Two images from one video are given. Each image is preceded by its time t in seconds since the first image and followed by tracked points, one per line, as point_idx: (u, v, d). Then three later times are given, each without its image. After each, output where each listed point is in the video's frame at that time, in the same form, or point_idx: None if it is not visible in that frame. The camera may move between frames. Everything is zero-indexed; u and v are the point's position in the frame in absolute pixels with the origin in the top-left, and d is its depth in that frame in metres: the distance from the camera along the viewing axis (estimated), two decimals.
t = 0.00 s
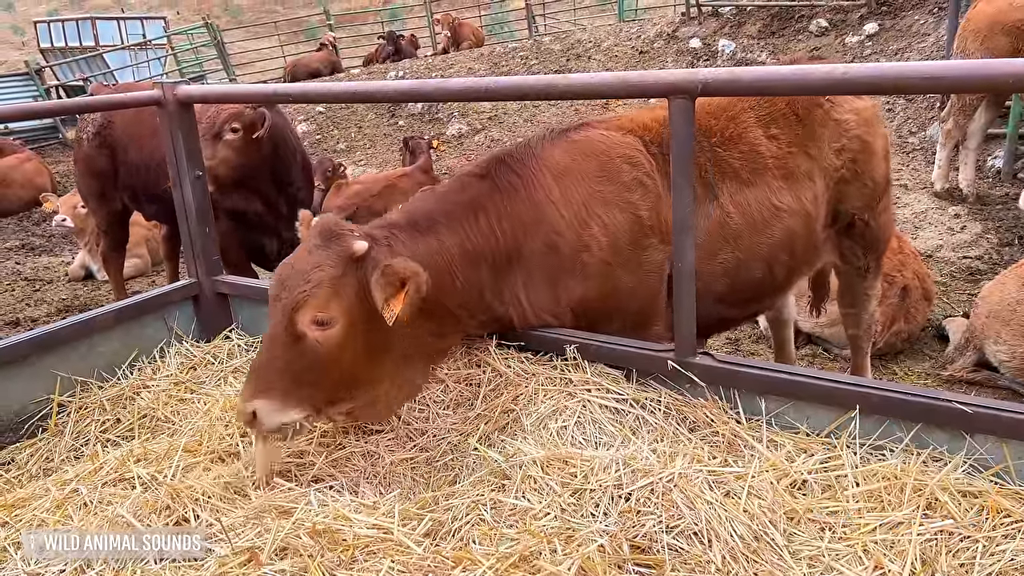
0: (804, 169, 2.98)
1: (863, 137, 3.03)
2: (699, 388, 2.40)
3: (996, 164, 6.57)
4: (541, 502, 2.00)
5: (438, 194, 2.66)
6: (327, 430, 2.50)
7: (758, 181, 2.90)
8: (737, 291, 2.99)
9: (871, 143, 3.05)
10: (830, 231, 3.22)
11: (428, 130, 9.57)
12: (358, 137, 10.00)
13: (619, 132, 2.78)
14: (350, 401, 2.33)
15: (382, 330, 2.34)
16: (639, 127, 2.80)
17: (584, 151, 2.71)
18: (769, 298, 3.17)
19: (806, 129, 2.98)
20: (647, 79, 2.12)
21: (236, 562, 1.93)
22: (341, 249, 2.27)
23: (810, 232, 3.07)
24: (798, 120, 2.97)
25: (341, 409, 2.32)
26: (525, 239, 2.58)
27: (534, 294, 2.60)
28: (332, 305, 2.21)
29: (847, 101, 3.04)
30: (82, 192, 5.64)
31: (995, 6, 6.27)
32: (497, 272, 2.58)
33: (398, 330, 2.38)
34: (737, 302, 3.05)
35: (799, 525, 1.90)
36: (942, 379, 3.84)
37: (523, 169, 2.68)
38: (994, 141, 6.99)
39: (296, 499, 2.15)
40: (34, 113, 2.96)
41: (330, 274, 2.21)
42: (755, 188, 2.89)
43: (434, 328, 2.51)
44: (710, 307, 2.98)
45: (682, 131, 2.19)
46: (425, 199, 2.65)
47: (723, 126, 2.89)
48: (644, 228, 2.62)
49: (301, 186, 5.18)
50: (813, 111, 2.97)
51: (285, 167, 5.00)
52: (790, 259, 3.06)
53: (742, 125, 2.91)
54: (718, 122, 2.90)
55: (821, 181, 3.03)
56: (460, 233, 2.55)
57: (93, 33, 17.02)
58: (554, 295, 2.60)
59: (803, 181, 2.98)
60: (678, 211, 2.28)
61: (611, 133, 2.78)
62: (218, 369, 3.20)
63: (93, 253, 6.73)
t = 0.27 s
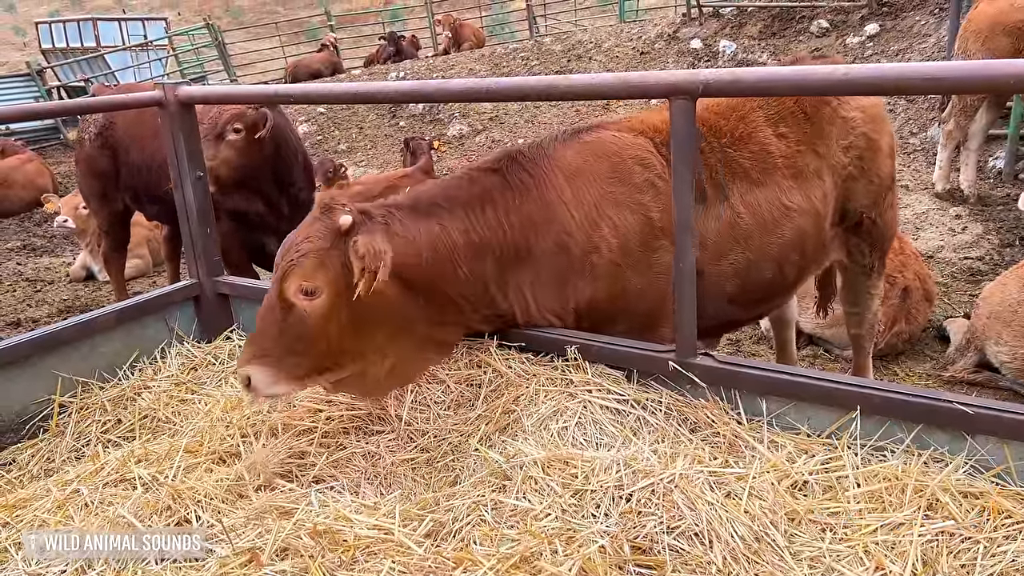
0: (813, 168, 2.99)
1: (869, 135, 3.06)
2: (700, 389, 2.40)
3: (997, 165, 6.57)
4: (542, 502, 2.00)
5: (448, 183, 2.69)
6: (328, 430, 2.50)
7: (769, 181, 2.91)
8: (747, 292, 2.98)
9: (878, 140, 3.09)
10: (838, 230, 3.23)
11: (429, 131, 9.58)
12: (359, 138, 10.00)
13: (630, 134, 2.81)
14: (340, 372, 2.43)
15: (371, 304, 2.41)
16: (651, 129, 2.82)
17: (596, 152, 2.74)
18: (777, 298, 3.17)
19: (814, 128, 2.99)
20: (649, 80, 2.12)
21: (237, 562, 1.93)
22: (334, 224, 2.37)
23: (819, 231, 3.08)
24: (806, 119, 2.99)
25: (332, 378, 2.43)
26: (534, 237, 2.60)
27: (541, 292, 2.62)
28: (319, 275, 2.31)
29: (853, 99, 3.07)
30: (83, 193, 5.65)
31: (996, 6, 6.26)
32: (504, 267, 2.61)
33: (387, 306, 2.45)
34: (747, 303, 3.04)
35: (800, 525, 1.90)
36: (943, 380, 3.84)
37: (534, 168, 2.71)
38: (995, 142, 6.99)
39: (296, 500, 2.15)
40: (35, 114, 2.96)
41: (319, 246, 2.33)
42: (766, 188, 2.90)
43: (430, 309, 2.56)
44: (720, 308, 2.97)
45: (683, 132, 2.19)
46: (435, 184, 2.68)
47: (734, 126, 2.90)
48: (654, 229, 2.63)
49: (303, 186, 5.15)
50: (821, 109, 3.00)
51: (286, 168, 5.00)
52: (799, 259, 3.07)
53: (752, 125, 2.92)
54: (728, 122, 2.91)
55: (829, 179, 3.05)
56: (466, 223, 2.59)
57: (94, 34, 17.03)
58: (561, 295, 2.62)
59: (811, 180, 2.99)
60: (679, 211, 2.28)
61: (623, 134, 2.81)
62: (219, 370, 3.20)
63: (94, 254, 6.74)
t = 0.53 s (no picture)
0: (818, 167, 3.00)
1: (872, 134, 3.07)
2: (700, 390, 2.40)
3: (998, 166, 6.56)
4: (542, 503, 2.00)
5: (451, 179, 2.73)
6: (329, 430, 2.50)
7: (774, 181, 2.91)
8: (753, 292, 2.97)
9: (881, 139, 3.09)
10: (843, 229, 3.23)
11: (430, 132, 9.59)
12: (360, 138, 10.00)
13: (636, 134, 2.81)
14: (329, 355, 2.48)
15: (363, 289, 2.46)
16: (655, 131, 2.82)
17: (601, 152, 2.74)
18: (782, 299, 3.17)
19: (818, 127, 3.00)
20: (649, 80, 2.12)
21: (238, 562, 1.93)
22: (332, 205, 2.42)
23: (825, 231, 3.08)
24: (810, 118, 2.99)
25: (320, 361, 2.48)
26: (535, 235, 2.61)
27: (540, 291, 2.64)
28: (313, 256, 2.36)
29: (856, 98, 3.08)
30: (85, 193, 5.66)
31: (997, 7, 6.26)
32: (503, 264, 2.64)
33: (379, 292, 2.49)
34: (752, 304, 3.04)
35: (800, 527, 1.89)
36: (944, 381, 3.84)
37: (537, 167, 2.72)
38: (996, 143, 6.99)
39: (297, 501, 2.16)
40: (36, 114, 2.96)
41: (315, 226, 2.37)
42: (771, 188, 2.90)
43: (424, 300, 2.61)
44: (725, 309, 2.97)
45: (683, 132, 2.19)
46: (438, 179, 2.72)
47: (739, 126, 2.90)
48: (658, 230, 2.62)
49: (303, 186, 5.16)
50: (825, 108, 3.00)
51: (287, 168, 5.01)
52: (805, 259, 3.07)
53: (756, 125, 2.93)
54: (733, 123, 2.91)
55: (834, 178, 3.06)
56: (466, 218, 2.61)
57: (95, 34, 17.04)
58: (560, 294, 2.63)
59: (817, 179, 3.00)
60: (679, 211, 2.28)
61: (627, 136, 2.80)
62: (219, 371, 3.20)
63: (95, 254, 6.74)
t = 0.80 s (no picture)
0: (820, 168, 3.00)
1: (875, 134, 3.07)
2: (701, 391, 2.40)
3: (999, 167, 6.56)
4: (543, 504, 1.99)
5: (453, 173, 2.73)
6: (329, 431, 2.50)
7: (776, 183, 2.91)
8: (755, 294, 2.98)
9: (883, 139, 3.10)
10: (845, 230, 3.23)
11: (430, 133, 9.59)
12: (361, 139, 10.01)
13: (638, 135, 2.81)
14: (333, 342, 2.50)
15: (367, 275, 2.47)
16: (657, 132, 2.82)
17: (603, 153, 2.74)
18: (784, 300, 3.17)
19: (820, 128, 3.00)
20: (650, 81, 2.12)
21: (239, 563, 1.93)
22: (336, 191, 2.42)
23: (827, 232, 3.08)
24: (813, 120, 2.99)
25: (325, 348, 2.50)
26: (536, 231, 2.61)
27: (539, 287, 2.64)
28: (316, 242, 2.37)
29: (858, 99, 3.07)
30: (89, 193, 5.69)
31: (998, 8, 6.26)
32: (503, 258, 2.63)
33: (382, 280, 2.50)
34: (754, 305, 3.04)
35: (801, 527, 1.89)
36: (945, 381, 3.84)
37: (540, 167, 2.73)
38: (997, 144, 6.98)
39: (297, 502, 2.16)
40: (37, 115, 2.96)
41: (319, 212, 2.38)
42: (774, 189, 2.90)
43: (425, 292, 2.60)
44: (728, 310, 2.97)
45: (685, 134, 2.19)
46: (440, 172, 2.72)
47: (741, 128, 2.90)
48: (659, 231, 2.62)
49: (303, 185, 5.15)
50: (828, 109, 2.99)
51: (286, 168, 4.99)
52: (807, 261, 3.06)
53: (759, 127, 2.93)
54: (736, 125, 2.91)
55: (837, 179, 3.05)
56: (468, 211, 2.61)
57: (96, 35, 17.06)
58: (559, 292, 2.63)
59: (819, 181, 3.00)
60: (680, 212, 2.28)
61: (629, 137, 2.80)
62: (220, 372, 3.20)
63: (96, 255, 6.75)
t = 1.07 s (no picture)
0: (822, 169, 2.99)
1: (877, 135, 3.08)
2: (702, 391, 2.40)
3: (999, 168, 6.56)
4: (543, 505, 1.99)
5: (456, 170, 2.77)
6: (330, 432, 2.50)
7: (779, 184, 2.90)
8: (756, 295, 2.97)
9: (885, 140, 3.10)
10: (847, 231, 3.23)
11: (431, 134, 9.59)
12: (361, 140, 10.01)
13: (640, 136, 2.82)
14: (332, 333, 2.57)
15: (367, 270, 2.53)
16: (659, 134, 2.83)
17: (605, 153, 2.74)
18: (786, 301, 3.17)
19: (822, 129, 2.99)
20: (651, 82, 2.12)
21: (240, 564, 1.93)
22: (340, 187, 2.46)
23: (829, 233, 3.08)
24: (815, 120, 2.99)
25: (324, 340, 2.57)
26: (535, 230, 2.66)
27: (536, 286, 2.68)
28: (319, 236, 2.40)
29: (861, 100, 3.07)
30: (90, 194, 5.69)
31: (999, 10, 6.26)
32: (502, 256, 2.68)
33: (381, 275, 2.56)
34: (755, 306, 3.04)
35: (802, 528, 1.89)
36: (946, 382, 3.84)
37: (541, 166, 2.75)
38: (997, 145, 6.99)
39: (298, 503, 2.16)
40: (38, 116, 2.96)
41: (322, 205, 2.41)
42: (776, 191, 2.89)
43: (423, 288, 2.65)
44: (729, 311, 2.97)
45: (685, 135, 2.19)
46: (444, 169, 2.76)
47: (743, 129, 2.90)
48: (660, 232, 2.63)
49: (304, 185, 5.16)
50: (831, 109, 3.00)
51: (286, 168, 5.00)
52: (809, 262, 3.06)
53: (761, 129, 2.92)
54: (738, 126, 2.91)
55: (839, 180, 3.05)
56: (469, 209, 2.66)
57: (97, 36, 17.06)
58: (557, 291, 2.66)
59: (821, 182, 2.99)
60: (681, 213, 2.27)
61: (630, 138, 2.81)
62: (221, 372, 3.21)
63: (97, 255, 6.75)
